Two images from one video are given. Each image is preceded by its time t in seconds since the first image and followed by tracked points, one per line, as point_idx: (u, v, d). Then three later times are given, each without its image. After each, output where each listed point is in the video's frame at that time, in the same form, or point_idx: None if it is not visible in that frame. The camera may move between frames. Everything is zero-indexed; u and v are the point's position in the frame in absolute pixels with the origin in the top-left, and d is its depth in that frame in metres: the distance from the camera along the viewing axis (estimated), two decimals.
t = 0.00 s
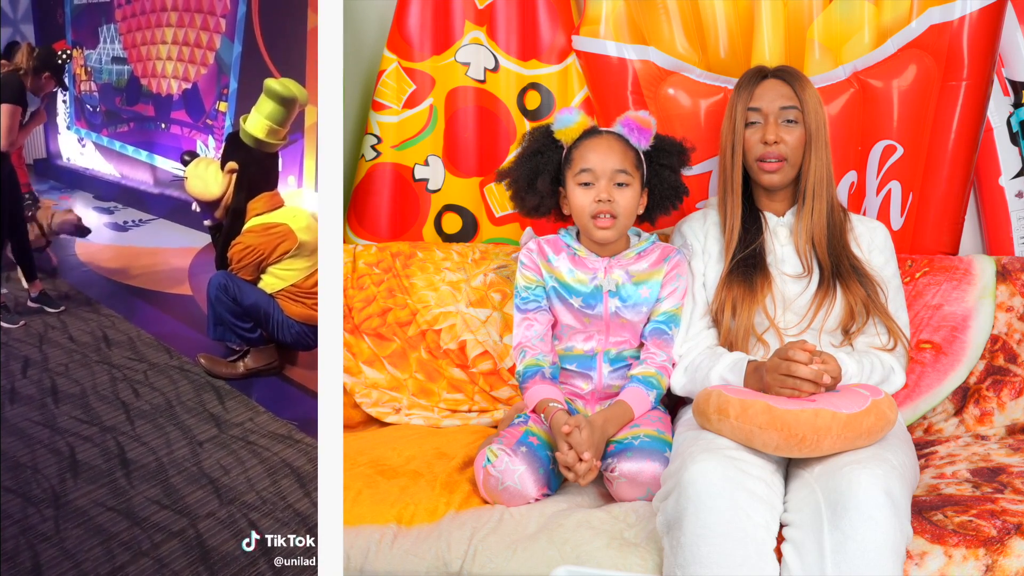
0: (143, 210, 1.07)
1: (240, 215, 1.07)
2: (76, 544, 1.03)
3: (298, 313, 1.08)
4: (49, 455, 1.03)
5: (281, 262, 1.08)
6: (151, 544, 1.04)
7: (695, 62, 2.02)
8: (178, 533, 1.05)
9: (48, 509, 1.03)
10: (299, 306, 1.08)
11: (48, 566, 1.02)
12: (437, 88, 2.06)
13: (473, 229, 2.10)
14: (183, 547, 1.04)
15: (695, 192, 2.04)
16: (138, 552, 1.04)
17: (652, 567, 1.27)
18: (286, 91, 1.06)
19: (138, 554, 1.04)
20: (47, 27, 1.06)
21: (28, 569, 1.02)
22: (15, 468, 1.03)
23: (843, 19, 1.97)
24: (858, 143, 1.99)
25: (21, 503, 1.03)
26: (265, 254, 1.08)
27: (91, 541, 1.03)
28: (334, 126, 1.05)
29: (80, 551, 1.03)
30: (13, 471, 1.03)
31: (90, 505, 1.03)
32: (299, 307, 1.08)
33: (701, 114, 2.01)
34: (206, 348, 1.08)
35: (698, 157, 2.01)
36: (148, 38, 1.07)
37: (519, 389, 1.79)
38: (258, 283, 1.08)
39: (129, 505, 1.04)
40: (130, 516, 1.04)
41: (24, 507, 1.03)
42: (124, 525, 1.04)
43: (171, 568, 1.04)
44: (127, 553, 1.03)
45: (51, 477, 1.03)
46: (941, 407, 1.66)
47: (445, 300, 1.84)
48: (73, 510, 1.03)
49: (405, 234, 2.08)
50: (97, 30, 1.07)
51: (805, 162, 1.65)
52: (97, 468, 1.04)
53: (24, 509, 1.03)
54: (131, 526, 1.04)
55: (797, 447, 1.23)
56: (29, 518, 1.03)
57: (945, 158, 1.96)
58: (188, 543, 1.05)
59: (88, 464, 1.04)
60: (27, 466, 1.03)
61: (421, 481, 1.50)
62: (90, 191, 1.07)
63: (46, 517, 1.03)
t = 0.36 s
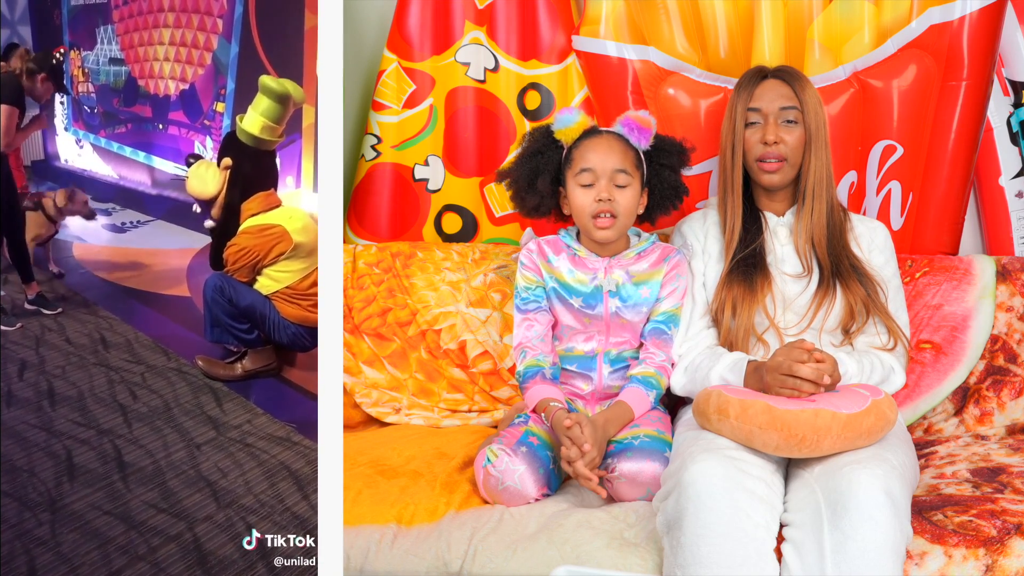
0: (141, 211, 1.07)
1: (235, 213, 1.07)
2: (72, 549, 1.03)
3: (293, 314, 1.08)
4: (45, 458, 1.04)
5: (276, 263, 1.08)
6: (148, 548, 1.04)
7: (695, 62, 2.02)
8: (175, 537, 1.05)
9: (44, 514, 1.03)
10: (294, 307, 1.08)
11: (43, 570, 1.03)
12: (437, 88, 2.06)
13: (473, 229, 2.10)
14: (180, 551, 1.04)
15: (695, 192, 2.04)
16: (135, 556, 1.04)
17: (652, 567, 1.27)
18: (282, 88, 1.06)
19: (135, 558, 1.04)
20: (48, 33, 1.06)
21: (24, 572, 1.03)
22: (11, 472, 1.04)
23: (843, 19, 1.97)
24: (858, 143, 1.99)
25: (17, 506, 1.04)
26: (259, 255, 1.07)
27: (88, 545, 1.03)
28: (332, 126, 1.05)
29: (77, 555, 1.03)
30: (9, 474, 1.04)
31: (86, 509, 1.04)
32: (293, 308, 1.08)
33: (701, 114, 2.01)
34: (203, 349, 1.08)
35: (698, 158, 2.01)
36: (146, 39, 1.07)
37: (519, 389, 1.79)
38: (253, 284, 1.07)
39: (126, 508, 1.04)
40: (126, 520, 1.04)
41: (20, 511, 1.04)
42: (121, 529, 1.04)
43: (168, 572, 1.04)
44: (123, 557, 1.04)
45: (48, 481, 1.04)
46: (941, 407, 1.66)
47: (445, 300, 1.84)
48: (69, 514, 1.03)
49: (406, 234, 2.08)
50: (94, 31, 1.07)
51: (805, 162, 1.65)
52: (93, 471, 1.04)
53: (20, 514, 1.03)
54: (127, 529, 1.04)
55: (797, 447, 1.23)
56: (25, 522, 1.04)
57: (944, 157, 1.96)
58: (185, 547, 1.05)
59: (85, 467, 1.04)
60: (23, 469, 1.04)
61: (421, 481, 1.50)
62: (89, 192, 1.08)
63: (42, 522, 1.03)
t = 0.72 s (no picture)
0: (139, 210, 1.07)
1: (231, 214, 1.07)
2: (67, 551, 1.04)
3: (292, 312, 1.08)
4: (42, 459, 1.05)
5: (274, 261, 1.07)
6: (144, 549, 1.04)
7: (695, 62, 2.02)
8: (171, 538, 1.05)
9: (40, 516, 1.04)
10: (292, 305, 1.08)
11: (38, 572, 1.04)
12: (437, 88, 2.06)
13: (473, 229, 2.10)
14: (175, 552, 1.04)
15: (695, 192, 2.04)
16: (131, 558, 1.04)
17: (652, 567, 1.27)
18: (269, 83, 1.06)
19: (131, 560, 1.04)
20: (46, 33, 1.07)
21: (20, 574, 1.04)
22: (8, 473, 1.05)
23: (843, 19, 1.97)
24: (858, 143, 1.99)
25: (13, 509, 1.04)
26: (258, 253, 1.07)
27: (83, 548, 1.04)
28: (329, 125, 1.05)
29: (72, 557, 1.04)
30: (5, 476, 1.05)
31: (82, 510, 1.04)
32: (292, 306, 1.08)
33: (701, 114, 2.01)
34: (200, 349, 1.08)
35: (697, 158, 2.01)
36: (142, 39, 1.07)
37: (519, 389, 1.79)
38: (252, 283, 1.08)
39: (121, 510, 1.04)
40: (122, 521, 1.04)
41: (16, 513, 1.04)
42: (117, 531, 1.04)
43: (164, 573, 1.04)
44: (119, 559, 1.04)
45: (43, 482, 1.04)
46: (941, 407, 1.66)
47: (445, 300, 1.84)
48: (65, 515, 1.04)
49: (406, 234, 2.08)
50: (91, 30, 1.07)
51: (804, 162, 1.65)
52: (89, 473, 1.05)
53: (15, 516, 1.04)
54: (123, 531, 1.04)
55: (797, 447, 1.23)
56: (21, 524, 1.04)
57: (944, 157, 1.96)
58: (180, 548, 1.05)
59: (81, 468, 1.05)
60: (19, 471, 1.05)
61: (421, 481, 1.50)
62: (88, 193, 1.08)
63: (37, 524, 1.04)
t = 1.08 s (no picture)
0: (136, 209, 1.08)
1: (226, 213, 1.07)
2: (63, 551, 1.04)
3: (287, 311, 1.07)
4: (38, 460, 1.05)
5: (268, 260, 1.07)
6: (141, 549, 1.04)
7: (695, 62, 2.02)
8: (168, 538, 1.05)
9: (36, 516, 1.05)
10: (287, 303, 1.08)
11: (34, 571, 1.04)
12: (437, 88, 2.06)
13: (473, 229, 2.10)
14: (172, 552, 1.04)
15: (695, 192, 2.04)
16: (127, 558, 1.04)
17: (652, 567, 1.27)
18: (275, 89, 1.05)
19: (128, 560, 1.04)
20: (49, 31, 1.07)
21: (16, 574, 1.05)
22: (3, 473, 1.05)
23: (843, 19, 1.97)
24: (858, 143, 1.99)
25: (9, 509, 1.05)
26: (252, 253, 1.07)
27: (80, 547, 1.04)
28: (327, 125, 1.05)
29: (68, 558, 1.04)
30: (2, 476, 1.05)
31: (79, 510, 1.05)
32: (287, 305, 1.08)
33: (701, 114, 2.01)
34: (197, 349, 1.08)
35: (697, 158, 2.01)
36: (139, 37, 1.07)
37: (519, 389, 1.79)
38: (247, 284, 1.08)
39: (119, 510, 1.05)
40: (119, 521, 1.05)
41: (13, 514, 1.05)
42: (113, 531, 1.05)
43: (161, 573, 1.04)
44: (116, 558, 1.04)
45: (40, 482, 1.05)
46: (941, 407, 1.66)
47: (445, 300, 1.84)
48: (62, 515, 1.05)
49: (405, 233, 2.08)
50: (87, 29, 1.07)
51: (804, 162, 1.65)
52: (87, 472, 1.05)
53: (13, 516, 1.05)
54: (120, 531, 1.04)
55: (797, 447, 1.23)
56: (18, 525, 1.05)
57: (944, 157, 1.96)
58: (177, 548, 1.05)
59: (78, 469, 1.05)
60: (15, 470, 1.05)
61: (421, 481, 1.50)
62: (84, 192, 1.08)
63: (34, 524, 1.05)
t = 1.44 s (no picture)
0: (135, 207, 1.07)
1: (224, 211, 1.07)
2: (63, 549, 1.04)
3: (287, 306, 1.08)
4: (38, 457, 1.04)
5: (265, 255, 1.08)
6: (141, 547, 1.04)
7: (695, 62, 2.02)
8: (168, 535, 1.05)
9: (36, 513, 1.04)
10: (287, 298, 1.08)
11: (35, 569, 1.03)
12: (437, 88, 2.06)
13: (473, 229, 2.10)
14: (172, 549, 1.05)
15: (695, 192, 2.04)
16: (127, 555, 1.04)
17: (652, 567, 1.27)
18: (274, 88, 1.06)
19: (127, 557, 1.04)
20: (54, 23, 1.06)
21: (16, 572, 1.04)
22: (3, 471, 1.04)
23: (843, 19, 1.97)
24: (858, 143, 1.99)
25: (9, 506, 1.04)
26: (248, 249, 1.08)
27: (79, 545, 1.04)
28: (326, 124, 1.05)
29: (68, 555, 1.04)
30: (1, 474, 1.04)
31: (79, 508, 1.04)
32: (287, 300, 1.08)
33: (701, 114, 2.01)
34: (197, 347, 1.08)
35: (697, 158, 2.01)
36: (138, 34, 1.07)
37: (519, 389, 1.79)
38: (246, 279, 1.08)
39: (118, 507, 1.05)
40: (119, 518, 1.05)
41: (12, 511, 1.04)
42: (113, 528, 1.04)
43: (161, 571, 1.04)
44: (116, 556, 1.04)
45: (40, 480, 1.04)
46: (941, 407, 1.66)
47: (445, 300, 1.84)
48: (62, 513, 1.04)
49: (406, 233, 2.08)
50: (87, 26, 1.07)
51: (804, 162, 1.65)
52: (86, 470, 1.05)
53: (12, 513, 1.03)
54: (120, 528, 1.04)
55: (797, 447, 1.23)
56: (17, 522, 1.04)
57: (945, 157, 1.96)
58: (177, 545, 1.05)
59: (77, 466, 1.04)
60: (15, 468, 1.04)
61: (421, 481, 1.50)
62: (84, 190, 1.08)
63: (34, 521, 1.04)
